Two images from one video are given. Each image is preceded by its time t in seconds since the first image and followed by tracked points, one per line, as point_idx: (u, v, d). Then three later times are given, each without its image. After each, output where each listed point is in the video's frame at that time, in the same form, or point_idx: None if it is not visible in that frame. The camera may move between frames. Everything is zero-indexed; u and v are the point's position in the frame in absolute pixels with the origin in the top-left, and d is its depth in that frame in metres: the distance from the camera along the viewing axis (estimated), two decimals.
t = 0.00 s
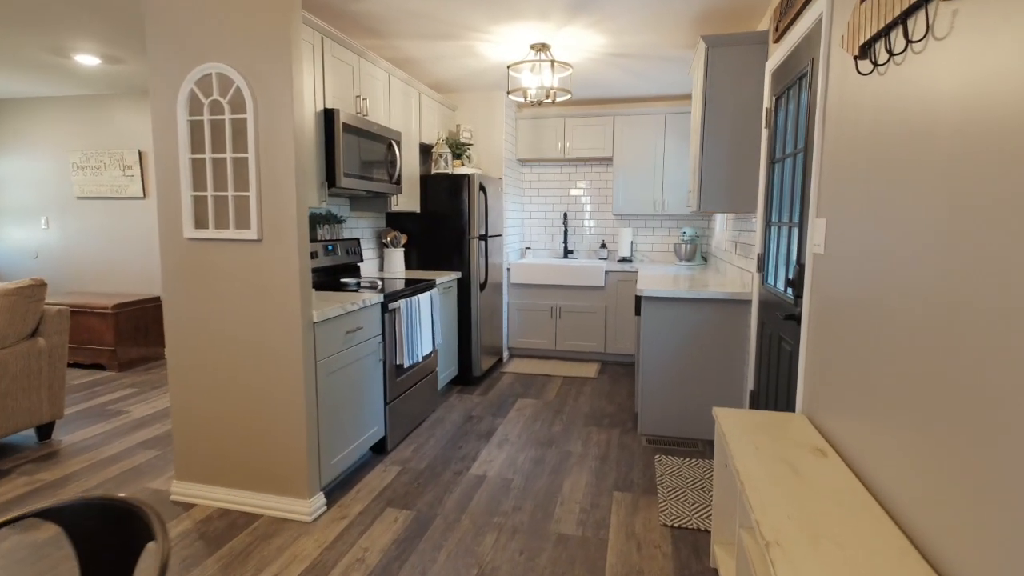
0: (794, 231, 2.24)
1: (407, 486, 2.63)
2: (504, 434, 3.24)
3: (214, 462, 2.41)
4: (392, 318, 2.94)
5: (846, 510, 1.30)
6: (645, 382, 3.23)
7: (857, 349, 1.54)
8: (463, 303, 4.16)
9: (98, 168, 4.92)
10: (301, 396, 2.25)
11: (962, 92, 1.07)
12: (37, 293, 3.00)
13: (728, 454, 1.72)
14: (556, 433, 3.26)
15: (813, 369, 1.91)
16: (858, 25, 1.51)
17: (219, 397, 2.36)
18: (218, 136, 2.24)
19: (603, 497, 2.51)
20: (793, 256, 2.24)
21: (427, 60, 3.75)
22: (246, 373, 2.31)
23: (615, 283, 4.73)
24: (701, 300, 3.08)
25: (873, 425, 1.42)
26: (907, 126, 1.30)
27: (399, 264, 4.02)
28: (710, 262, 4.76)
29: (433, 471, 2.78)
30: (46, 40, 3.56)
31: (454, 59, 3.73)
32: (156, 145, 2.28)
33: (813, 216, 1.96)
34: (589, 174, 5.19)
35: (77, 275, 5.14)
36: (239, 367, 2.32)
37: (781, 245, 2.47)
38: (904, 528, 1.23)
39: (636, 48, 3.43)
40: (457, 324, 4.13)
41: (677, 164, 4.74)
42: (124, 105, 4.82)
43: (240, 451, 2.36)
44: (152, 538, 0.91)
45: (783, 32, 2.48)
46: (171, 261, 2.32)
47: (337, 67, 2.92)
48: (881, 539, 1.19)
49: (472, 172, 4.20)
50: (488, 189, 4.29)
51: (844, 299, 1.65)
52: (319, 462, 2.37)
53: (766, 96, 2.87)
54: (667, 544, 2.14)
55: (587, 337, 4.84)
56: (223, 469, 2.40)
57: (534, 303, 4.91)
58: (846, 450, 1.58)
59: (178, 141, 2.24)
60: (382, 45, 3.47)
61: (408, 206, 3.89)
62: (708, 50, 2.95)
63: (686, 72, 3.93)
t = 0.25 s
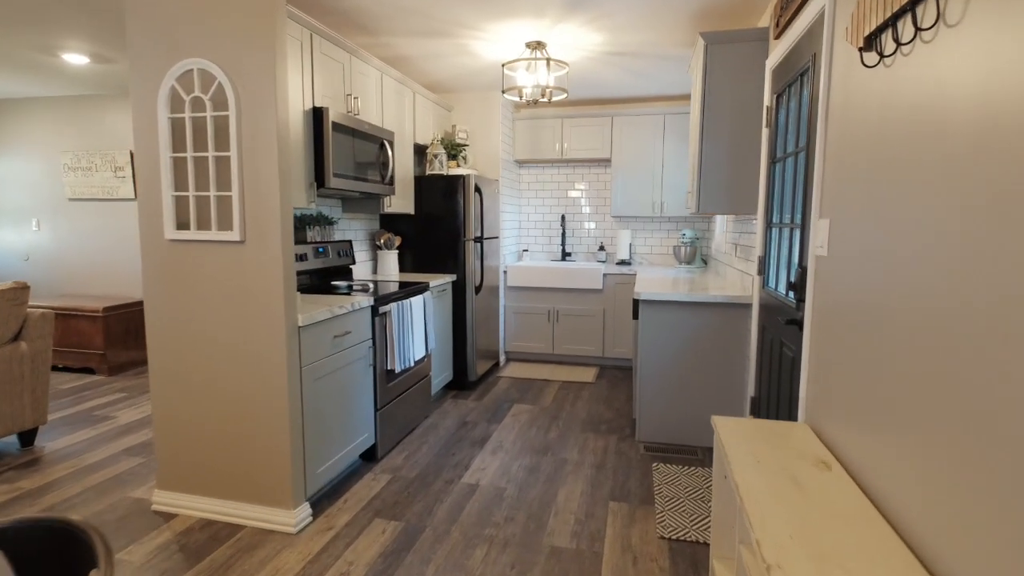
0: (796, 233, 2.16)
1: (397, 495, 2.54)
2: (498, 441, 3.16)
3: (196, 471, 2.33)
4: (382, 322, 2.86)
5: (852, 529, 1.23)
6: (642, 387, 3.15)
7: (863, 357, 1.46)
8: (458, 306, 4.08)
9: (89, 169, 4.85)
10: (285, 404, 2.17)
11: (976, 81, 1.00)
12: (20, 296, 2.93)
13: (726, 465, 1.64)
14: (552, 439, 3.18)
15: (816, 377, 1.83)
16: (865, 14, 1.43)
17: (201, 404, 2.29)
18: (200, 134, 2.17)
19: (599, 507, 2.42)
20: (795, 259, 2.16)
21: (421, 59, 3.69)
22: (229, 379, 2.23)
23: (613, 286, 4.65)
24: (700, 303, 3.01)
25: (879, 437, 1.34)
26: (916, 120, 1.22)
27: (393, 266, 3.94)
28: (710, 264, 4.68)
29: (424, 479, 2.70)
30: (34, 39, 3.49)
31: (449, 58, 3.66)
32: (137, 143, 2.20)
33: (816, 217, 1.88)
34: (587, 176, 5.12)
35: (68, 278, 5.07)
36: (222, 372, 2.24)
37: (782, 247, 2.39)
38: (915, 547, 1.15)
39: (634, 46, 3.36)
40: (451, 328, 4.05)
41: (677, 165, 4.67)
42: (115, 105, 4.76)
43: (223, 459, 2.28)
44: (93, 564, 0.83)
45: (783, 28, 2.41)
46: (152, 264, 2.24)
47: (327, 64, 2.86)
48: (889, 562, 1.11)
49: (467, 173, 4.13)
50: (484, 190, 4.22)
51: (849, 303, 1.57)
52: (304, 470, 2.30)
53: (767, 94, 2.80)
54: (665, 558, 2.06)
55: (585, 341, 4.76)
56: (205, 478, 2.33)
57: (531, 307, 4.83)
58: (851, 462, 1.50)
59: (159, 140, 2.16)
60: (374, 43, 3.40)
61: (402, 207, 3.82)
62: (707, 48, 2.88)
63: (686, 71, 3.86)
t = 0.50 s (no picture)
0: (800, 235, 2.08)
1: (387, 506, 2.46)
2: (494, 448, 3.07)
3: (178, 481, 2.25)
4: (373, 326, 2.78)
5: (864, 551, 1.14)
6: (641, 393, 3.07)
7: (873, 366, 1.38)
8: (453, 310, 4.00)
9: (80, 170, 4.78)
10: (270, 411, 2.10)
11: (999, 70, 0.92)
12: (2, 299, 2.85)
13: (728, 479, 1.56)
14: (548, 447, 3.09)
15: (821, 385, 1.75)
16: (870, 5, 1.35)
17: (183, 411, 2.21)
18: (182, 132, 2.09)
19: (596, 519, 2.34)
20: (798, 262, 2.08)
21: (415, 57, 3.62)
22: (212, 385, 2.16)
23: (612, 289, 4.58)
24: (701, 307, 2.93)
25: (892, 452, 1.26)
26: (930, 114, 1.14)
27: (387, 269, 3.86)
28: (711, 267, 4.60)
29: (416, 489, 2.62)
30: (20, 36, 3.42)
31: (444, 56, 3.59)
32: (117, 141, 2.13)
33: (821, 218, 1.80)
34: (586, 177, 5.05)
35: (58, 280, 5.00)
36: (205, 379, 2.16)
37: (785, 249, 2.31)
38: (934, 575, 1.07)
39: (632, 43, 3.29)
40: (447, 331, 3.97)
41: (676, 166, 4.59)
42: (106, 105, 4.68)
43: (206, 468, 2.20)
44: None
45: (786, 23, 2.33)
46: (132, 266, 2.17)
47: (317, 62, 2.78)
48: None
49: (463, 173, 4.05)
50: (480, 192, 4.14)
51: (857, 309, 1.49)
52: (289, 481, 2.21)
53: (768, 92, 2.73)
54: (664, 573, 1.98)
55: (583, 345, 4.68)
56: (188, 488, 2.24)
57: (529, 310, 4.75)
58: (861, 477, 1.42)
59: (139, 137, 2.09)
60: (367, 41, 3.33)
61: (396, 209, 3.74)
62: (707, 44, 2.81)
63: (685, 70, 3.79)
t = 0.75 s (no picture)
0: (806, 236, 2.00)
1: (377, 517, 2.37)
2: (489, 456, 2.99)
3: (159, 491, 2.17)
4: (365, 330, 2.70)
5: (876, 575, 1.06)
6: (641, 399, 2.99)
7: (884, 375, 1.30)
8: (449, 313, 3.92)
9: (71, 171, 4.70)
10: (253, 420, 2.02)
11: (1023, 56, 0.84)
12: None
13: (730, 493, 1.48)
14: (545, 454, 3.00)
15: (829, 394, 1.67)
16: None
17: (165, 419, 2.12)
18: (162, 129, 2.01)
19: (593, 531, 2.26)
20: (804, 264, 2.00)
21: (410, 55, 3.54)
22: (194, 393, 2.08)
23: (611, 292, 4.49)
24: (702, 311, 2.85)
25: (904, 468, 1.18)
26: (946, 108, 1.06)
27: (381, 271, 3.78)
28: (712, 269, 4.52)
29: (408, 498, 2.53)
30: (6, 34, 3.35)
31: (439, 54, 3.52)
32: (95, 139, 2.05)
33: (828, 219, 1.72)
34: (584, 178, 4.97)
35: (48, 283, 4.92)
36: (187, 386, 2.08)
37: (790, 251, 2.23)
38: None
39: (631, 40, 3.22)
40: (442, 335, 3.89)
41: (677, 166, 4.51)
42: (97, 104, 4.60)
43: (188, 478, 2.12)
44: None
45: (790, 17, 2.26)
46: (112, 268, 2.09)
47: (307, 59, 2.71)
48: None
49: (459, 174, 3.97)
50: (477, 193, 4.07)
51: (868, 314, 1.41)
52: (275, 491, 2.13)
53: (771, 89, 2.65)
54: None
55: (582, 349, 4.60)
56: (169, 499, 2.16)
57: (527, 313, 4.67)
58: (870, 493, 1.33)
59: (118, 135, 2.01)
60: (360, 38, 3.26)
61: (390, 209, 3.67)
62: (708, 41, 2.73)
63: (686, 68, 3.71)
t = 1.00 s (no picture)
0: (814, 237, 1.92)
1: (368, 527, 2.29)
2: (485, 462, 2.90)
3: (141, 501, 2.08)
4: (356, 333, 2.62)
5: None
6: (641, 404, 2.90)
7: (906, 384, 1.22)
8: (445, 315, 3.84)
9: (61, 170, 4.62)
10: (238, 428, 1.94)
11: None
12: None
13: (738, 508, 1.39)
14: (543, 461, 2.92)
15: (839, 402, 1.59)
16: None
17: (146, 426, 2.04)
18: (143, 124, 1.93)
19: (593, 542, 2.17)
20: (812, 266, 1.92)
21: (405, 52, 3.46)
22: (176, 399, 1.99)
23: (611, 294, 4.41)
24: (704, 314, 2.76)
25: (932, 485, 1.10)
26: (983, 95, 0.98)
27: (376, 272, 3.69)
28: (713, 271, 4.44)
29: (400, 508, 2.45)
30: None
31: (435, 51, 3.44)
32: (74, 134, 1.97)
33: (838, 218, 1.64)
34: (584, 178, 4.89)
35: (38, 284, 4.84)
36: (169, 392, 2.00)
37: (797, 251, 2.15)
38: None
39: (631, 37, 3.14)
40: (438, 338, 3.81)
41: (677, 167, 4.44)
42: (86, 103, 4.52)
43: (170, 488, 2.04)
44: None
45: (795, 10, 2.18)
46: (91, 269, 2.01)
47: (297, 54, 2.63)
48: None
49: (456, 173, 3.89)
50: (473, 193, 3.99)
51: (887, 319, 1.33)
52: (260, 501, 2.05)
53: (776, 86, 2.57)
54: None
55: (581, 352, 4.51)
56: (150, 509, 2.08)
57: (524, 316, 4.59)
58: (889, 509, 1.25)
59: (96, 130, 1.93)
60: (353, 34, 3.18)
61: (385, 210, 3.59)
62: (710, 36, 2.65)
63: (686, 66, 3.63)
